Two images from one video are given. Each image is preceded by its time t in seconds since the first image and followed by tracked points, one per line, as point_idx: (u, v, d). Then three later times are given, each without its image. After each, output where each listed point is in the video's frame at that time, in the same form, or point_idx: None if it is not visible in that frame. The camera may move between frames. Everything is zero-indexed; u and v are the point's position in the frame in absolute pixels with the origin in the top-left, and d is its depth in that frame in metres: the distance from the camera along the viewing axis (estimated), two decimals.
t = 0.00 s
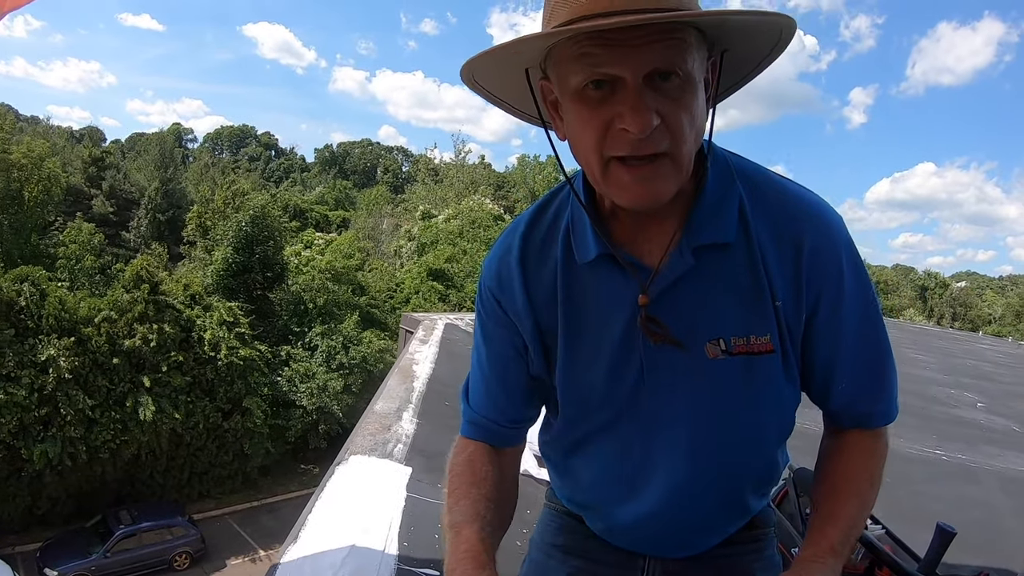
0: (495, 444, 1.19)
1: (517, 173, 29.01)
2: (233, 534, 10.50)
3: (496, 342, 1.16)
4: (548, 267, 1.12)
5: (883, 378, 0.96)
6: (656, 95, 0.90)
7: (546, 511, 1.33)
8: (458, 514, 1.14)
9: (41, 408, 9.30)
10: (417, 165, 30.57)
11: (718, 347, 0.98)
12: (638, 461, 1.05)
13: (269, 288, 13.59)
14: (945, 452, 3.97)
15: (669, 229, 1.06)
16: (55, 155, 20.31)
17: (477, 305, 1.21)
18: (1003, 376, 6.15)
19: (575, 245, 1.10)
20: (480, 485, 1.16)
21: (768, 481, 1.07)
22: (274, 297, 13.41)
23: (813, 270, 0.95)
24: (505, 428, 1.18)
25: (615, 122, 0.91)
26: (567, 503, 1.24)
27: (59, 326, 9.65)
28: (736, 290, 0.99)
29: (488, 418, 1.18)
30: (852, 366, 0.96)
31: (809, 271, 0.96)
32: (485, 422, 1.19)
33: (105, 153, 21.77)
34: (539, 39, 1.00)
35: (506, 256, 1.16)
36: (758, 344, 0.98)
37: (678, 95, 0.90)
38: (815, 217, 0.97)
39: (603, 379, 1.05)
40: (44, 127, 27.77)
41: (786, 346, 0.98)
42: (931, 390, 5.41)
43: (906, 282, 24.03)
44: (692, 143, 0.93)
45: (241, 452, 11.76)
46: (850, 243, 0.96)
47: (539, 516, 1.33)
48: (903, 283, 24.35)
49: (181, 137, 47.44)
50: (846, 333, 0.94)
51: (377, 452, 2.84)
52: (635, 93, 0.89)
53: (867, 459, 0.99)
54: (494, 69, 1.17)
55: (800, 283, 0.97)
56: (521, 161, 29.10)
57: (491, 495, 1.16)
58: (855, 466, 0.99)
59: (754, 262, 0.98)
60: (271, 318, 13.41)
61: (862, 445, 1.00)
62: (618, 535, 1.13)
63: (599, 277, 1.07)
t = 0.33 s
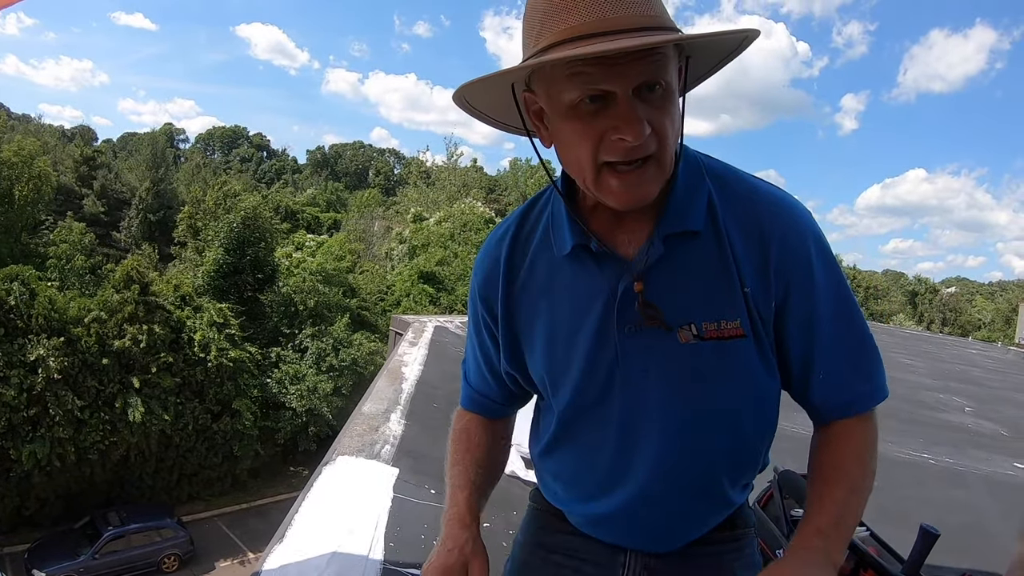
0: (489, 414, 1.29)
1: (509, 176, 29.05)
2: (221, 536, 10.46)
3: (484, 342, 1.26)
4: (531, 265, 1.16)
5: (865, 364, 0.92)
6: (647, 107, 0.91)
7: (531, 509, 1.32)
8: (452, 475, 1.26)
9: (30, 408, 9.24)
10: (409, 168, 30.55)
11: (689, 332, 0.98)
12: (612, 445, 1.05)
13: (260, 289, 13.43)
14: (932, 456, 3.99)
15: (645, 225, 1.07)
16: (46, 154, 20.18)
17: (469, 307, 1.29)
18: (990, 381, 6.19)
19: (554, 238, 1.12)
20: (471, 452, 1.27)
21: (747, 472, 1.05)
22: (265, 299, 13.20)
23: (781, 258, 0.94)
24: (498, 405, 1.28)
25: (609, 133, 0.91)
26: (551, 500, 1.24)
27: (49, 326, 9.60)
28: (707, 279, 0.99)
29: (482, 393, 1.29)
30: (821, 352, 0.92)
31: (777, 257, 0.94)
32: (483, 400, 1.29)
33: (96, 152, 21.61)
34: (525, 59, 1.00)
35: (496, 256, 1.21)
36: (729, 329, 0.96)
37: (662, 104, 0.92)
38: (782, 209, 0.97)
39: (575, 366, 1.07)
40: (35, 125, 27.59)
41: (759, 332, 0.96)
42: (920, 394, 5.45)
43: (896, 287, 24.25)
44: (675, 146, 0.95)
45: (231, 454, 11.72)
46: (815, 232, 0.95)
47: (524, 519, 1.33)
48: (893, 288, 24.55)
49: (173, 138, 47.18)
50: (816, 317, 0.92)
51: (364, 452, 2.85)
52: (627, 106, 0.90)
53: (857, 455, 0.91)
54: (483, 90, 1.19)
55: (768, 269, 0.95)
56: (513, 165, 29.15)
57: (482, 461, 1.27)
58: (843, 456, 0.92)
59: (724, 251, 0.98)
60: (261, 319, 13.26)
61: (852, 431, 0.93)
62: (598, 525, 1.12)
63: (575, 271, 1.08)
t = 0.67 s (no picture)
0: (468, 423, 1.27)
1: (503, 179, 29.07)
2: (212, 538, 10.41)
3: (470, 338, 1.26)
4: (517, 264, 1.16)
5: (839, 354, 0.93)
6: (607, 124, 0.92)
7: (519, 511, 1.31)
8: (421, 465, 1.22)
9: (20, 408, 9.20)
10: (402, 170, 30.49)
11: (670, 324, 0.99)
12: (598, 440, 1.06)
13: (252, 290, 13.41)
14: (921, 459, 4.01)
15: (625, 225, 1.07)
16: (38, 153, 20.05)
17: (456, 307, 1.29)
18: (979, 385, 6.23)
19: (539, 238, 1.13)
20: (449, 449, 1.24)
21: (728, 468, 1.06)
22: (257, 300, 13.22)
23: (757, 254, 0.95)
24: (473, 413, 1.26)
25: (571, 149, 0.93)
26: (538, 497, 1.25)
27: (40, 326, 9.55)
28: (687, 274, 1.00)
29: (457, 400, 1.27)
30: (795, 344, 0.93)
31: (753, 254, 0.95)
32: (459, 407, 1.27)
33: (88, 152, 21.47)
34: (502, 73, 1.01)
35: (483, 255, 1.21)
36: (708, 321, 0.97)
37: (623, 119, 0.92)
38: (757, 209, 0.98)
39: (559, 361, 1.08)
40: (27, 123, 27.44)
41: (736, 327, 0.97)
42: (911, 398, 5.48)
43: (888, 291, 24.46)
44: (638, 158, 0.96)
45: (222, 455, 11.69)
46: (788, 229, 0.97)
47: (512, 520, 1.32)
48: (885, 292, 24.75)
49: (166, 137, 46.94)
50: (790, 311, 0.93)
51: (354, 453, 2.87)
52: (588, 124, 0.91)
53: (831, 433, 0.89)
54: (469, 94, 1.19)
55: (744, 264, 0.96)
56: (507, 168, 29.16)
57: (457, 458, 1.23)
58: (815, 437, 0.90)
59: (702, 248, 0.99)
60: (253, 321, 13.20)
61: (833, 423, 0.91)
62: (586, 520, 1.13)
63: (557, 268, 1.09)
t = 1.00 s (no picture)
0: (450, 420, 1.28)
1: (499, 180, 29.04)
2: (206, 538, 10.38)
3: (453, 340, 1.26)
4: (501, 265, 1.16)
5: (827, 363, 0.94)
6: (584, 132, 0.93)
7: (505, 512, 1.32)
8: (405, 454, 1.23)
9: (14, 408, 9.17)
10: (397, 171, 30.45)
11: (654, 332, 0.99)
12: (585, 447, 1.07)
13: (247, 290, 13.40)
14: (913, 461, 4.03)
15: (608, 229, 1.08)
16: (33, 152, 20.00)
17: (439, 307, 1.29)
18: (972, 387, 6.25)
19: (522, 241, 1.13)
20: (433, 440, 1.25)
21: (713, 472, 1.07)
22: (252, 300, 13.18)
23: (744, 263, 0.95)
24: (455, 412, 1.27)
25: (549, 157, 0.94)
26: (524, 497, 1.25)
27: (34, 325, 9.53)
28: (673, 280, 1.00)
29: (438, 399, 1.28)
30: (782, 355, 0.93)
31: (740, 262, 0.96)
32: (441, 405, 1.28)
33: (84, 151, 21.41)
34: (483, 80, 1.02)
35: (466, 255, 1.21)
36: (694, 329, 0.98)
37: (602, 127, 0.93)
38: (746, 214, 0.99)
39: (545, 366, 1.08)
40: (21, 121, 27.34)
41: (723, 335, 0.98)
42: (904, 400, 5.50)
43: (883, 294, 24.54)
44: (618, 166, 0.97)
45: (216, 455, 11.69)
46: (776, 233, 0.97)
47: (499, 520, 1.32)
48: (880, 295, 24.82)
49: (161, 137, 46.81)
50: (777, 318, 0.93)
51: (345, 452, 2.89)
52: (564, 132, 0.92)
53: (813, 433, 0.90)
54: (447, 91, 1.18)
55: (731, 272, 0.96)
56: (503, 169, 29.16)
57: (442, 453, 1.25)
58: (799, 437, 0.91)
59: (688, 255, 0.99)
60: (248, 321, 13.17)
61: (814, 429, 0.92)
62: (571, 525, 1.13)
63: (541, 271, 1.09)
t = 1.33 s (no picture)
0: (444, 432, 1.28)
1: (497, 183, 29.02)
2: (201, 542, 10.35)
3: (443, 347, 1.26)
4: (492, 270, 1.17)
5: (821, 373, 0.94)
6: (583, 116, 0.94)
7: (497, 517, 1.32)
8: (399, 476, 1.23)
9: (10, 410, 9.15)
10: (395, 175, 30.45)
11: (647, 342, 0.99)
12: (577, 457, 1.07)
13: (245, 293, 13.40)
14: (910, 466, 4.03)
15: (602, 234, 1.08)
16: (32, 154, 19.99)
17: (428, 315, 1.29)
18: (970, 392, 6.25)
19: (513, 248, 1.14)
20: (427, 457, 1.25)
21: (705, 478, 1.06)
22: (250, 303, 13.19)
23: (738, 271, 0.95)
24: (449, 421, 1.27)
25: (547, 143, 0.95)
26: (515, 502, 1.26)
27: (31, 327, 9.55)
28: (666, 288, 1.00)
29: (432, 410, 1.29)
30: (779, 370, 0.93)
31: (734, 271, 0.95)
32: (433, 413, 1.28)
33: (82, 153, 21.40)
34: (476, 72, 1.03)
35: (457, 261, 1.21)
36: (687, 340, 0.98)
37: (603, 114, 0.94)
38: (739, 219, 0.99)
39: (537, 374, 1.08)
40: (20, 123, 27.38)
41: (716, 345, 0.98)
42: (901, 405, 5.51)
43: (879, 299, 24.59)
44: (618, 157, 0.97)
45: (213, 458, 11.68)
46: (771, 239, 0.96)
47: (491, 525, 1.32)
48: (877, 300, 24.90)
49: (160, 139, 46.79)
50: (771, 328, 0.93)
51: (340, 456, 2.89)
52: (565, 115, 0.93)
53: (804, 454, 0.91)
54: (436, 93, 1.19)
55: (725, 281, 0.96)
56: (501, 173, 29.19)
57: (435, 466, 1.25)
58: (791, 461, 0.91)
59: (681, 263, 0.99)
60: (245, 324, 13.19)
61: (805, 443, 0.92)
62: (566, 531, 1.14)
63: (535, 278, 1.09)
